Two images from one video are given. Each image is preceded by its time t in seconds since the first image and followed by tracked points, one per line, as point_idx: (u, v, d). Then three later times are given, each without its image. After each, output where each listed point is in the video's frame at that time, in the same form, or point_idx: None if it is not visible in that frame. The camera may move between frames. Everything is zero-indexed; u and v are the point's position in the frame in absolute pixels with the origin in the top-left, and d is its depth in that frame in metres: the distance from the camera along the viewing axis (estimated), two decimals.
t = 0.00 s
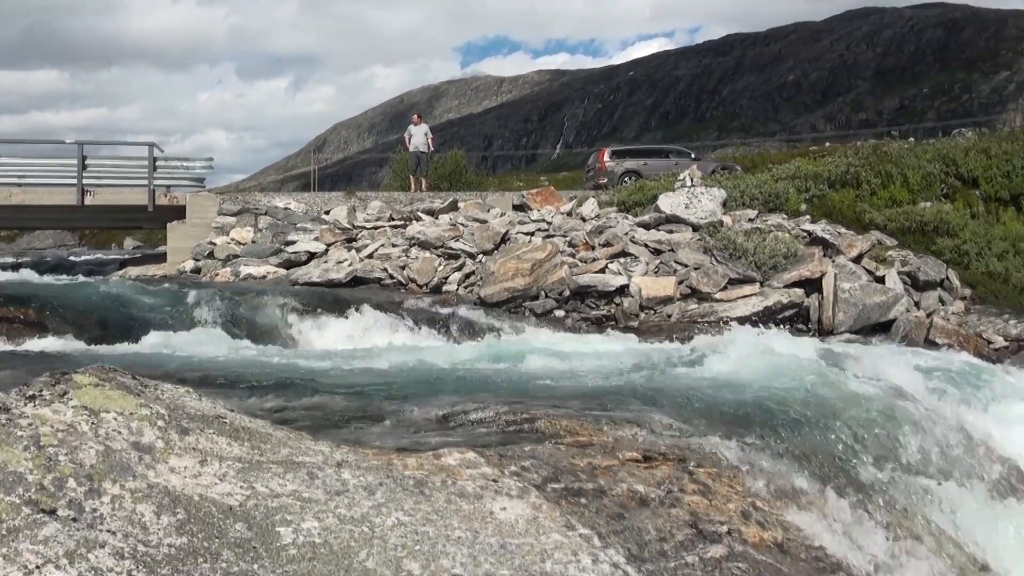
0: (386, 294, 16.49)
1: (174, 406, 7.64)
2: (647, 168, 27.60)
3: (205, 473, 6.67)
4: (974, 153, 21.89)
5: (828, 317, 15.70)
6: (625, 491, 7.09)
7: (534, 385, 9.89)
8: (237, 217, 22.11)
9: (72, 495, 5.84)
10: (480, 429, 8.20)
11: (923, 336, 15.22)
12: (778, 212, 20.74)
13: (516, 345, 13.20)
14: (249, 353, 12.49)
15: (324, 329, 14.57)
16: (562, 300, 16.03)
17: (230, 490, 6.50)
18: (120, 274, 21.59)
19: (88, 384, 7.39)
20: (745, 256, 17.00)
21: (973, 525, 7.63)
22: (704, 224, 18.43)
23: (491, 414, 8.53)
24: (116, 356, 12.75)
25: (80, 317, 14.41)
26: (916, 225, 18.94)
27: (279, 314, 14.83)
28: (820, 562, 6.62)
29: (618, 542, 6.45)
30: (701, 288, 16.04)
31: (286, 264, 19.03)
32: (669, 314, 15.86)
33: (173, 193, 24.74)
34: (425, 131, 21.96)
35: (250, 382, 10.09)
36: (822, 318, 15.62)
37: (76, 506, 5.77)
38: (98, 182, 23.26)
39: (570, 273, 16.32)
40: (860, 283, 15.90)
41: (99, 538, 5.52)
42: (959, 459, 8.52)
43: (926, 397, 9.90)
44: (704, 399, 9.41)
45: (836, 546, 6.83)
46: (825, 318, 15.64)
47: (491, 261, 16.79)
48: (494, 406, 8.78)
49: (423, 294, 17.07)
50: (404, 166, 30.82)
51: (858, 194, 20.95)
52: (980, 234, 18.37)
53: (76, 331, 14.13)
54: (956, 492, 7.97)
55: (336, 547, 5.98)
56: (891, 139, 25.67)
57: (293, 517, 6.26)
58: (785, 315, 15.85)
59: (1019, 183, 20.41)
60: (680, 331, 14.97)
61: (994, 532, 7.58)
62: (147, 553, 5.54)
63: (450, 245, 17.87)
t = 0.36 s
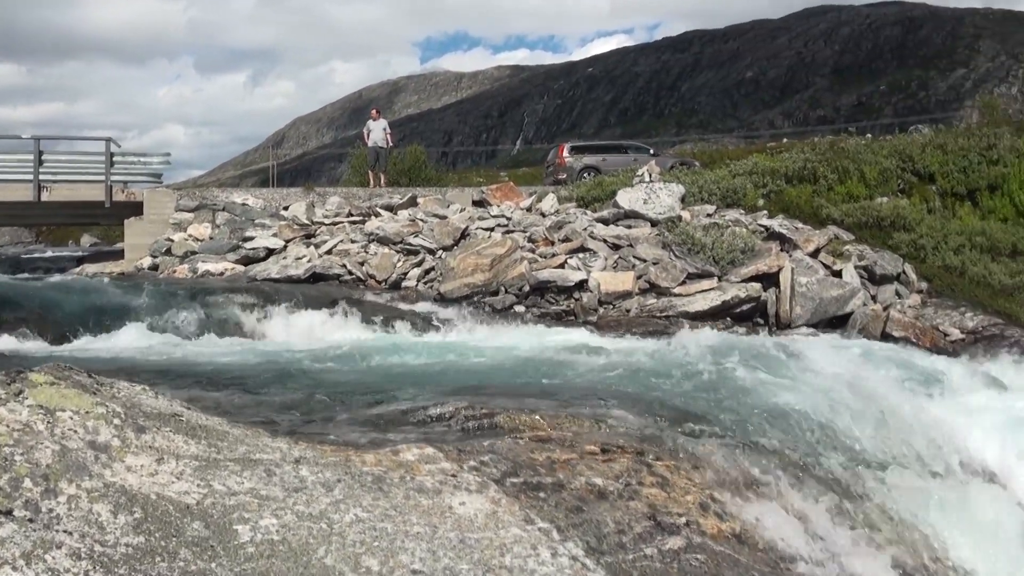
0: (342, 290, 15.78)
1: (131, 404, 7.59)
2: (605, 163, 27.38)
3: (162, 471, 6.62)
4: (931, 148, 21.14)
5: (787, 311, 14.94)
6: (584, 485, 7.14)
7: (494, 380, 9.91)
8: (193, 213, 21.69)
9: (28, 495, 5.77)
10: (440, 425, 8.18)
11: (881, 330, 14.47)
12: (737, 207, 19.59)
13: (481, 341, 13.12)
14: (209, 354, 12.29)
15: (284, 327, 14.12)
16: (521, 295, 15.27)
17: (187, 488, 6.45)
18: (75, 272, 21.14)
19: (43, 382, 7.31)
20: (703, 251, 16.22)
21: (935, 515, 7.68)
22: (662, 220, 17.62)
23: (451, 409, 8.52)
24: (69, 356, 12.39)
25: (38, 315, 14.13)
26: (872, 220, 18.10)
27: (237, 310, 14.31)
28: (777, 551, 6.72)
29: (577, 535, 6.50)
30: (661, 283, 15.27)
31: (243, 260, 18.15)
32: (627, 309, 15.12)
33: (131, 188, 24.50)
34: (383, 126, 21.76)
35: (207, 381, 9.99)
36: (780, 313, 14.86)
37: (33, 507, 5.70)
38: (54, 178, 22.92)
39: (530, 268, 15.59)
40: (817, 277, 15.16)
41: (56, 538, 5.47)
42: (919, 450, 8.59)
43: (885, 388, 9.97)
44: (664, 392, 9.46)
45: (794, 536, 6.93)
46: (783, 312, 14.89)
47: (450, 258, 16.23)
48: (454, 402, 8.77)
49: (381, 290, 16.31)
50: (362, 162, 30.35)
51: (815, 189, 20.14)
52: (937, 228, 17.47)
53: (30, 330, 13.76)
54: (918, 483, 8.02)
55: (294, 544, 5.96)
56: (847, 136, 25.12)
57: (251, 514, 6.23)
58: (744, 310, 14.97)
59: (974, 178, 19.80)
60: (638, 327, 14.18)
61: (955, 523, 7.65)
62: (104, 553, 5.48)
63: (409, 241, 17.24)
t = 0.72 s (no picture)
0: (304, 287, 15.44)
1: (90, 403, 7.54)
2: (567, 159, 27.28)
3: (122, 470, 6.58)
4: (889, 144, 20.88)
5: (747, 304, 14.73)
6: (546, 479, 7.19)
7: (456, 374, 9.92)
8: (154, 209, 21.40)
9: None
10: (403, 421, 8.20)
11: (840, 323, 14.38)
12: (697, 202, 19.53)
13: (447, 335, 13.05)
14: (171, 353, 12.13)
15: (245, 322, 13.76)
16: (484, 290, 15.23)
17: (147, 487, 6.42)
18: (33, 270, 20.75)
19: None
20: (664, 246, 16.05)
21: (905, 510, 7.69)
22: (623, 215, 17.50)
23: (413, 405, 8.56)
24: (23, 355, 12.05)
25: None
26: (832, 214, 18.05)
27: (196, 305, 13.95)
28: (738, 541, 6.79)
29: (539, 529, 6.54)
30: (622, 277, 15.31)
31: (204, 257, 17.81)
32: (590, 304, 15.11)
33: (90, 185, 24.05)
34: (344, 121, 21.63)
35: (165, 380, 9.92)
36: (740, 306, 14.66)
37: None
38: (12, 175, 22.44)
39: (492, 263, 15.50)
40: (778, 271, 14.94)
41: (15, 539, 5.42)
42: (888, 444, 8.61)
43: (855, 384, 10.00)
44: (629, 385, 9.50)
45: (756, 526, 7.00)
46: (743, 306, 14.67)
47: (412, 252, 16.07)
48: (418, 397, 8.80)
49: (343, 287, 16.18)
50: (323, 157, 30.04)
51: (775, 185, 19.99)
52: (896, 223, 17.39)
53: None
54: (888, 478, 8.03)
55: (255, 543, 5.94)
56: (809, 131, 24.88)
57: (212, 513, 6.21)
58: (705, 304, 14.91)
59: (933, 172, 19.49)
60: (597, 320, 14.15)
61: (925, 518, 7.66)
62: (65, 554, 5.44)
63: (371, 237, 17.07)
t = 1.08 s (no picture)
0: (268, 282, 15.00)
1: (52, 400, 7.46)
2: (533, 152, 27.12)
3: (85, 468, 6.52)
4: (853, 138, 20.96)
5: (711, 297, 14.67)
6: (511, 472, 7.22)
7: (423, 367, 9.90)
8: (117, 204, 21.19)
9: None
10: (366, 417, 8.17)
11: (803, 315, 14.36)
12: (661, 196, 19.26)
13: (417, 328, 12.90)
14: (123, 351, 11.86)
15: (210, 319, 13.36)
16: (449, 284, 14.77)
17: (110, 484, 6.37)
18: None
19: None
20: (629, 238, 15.92)
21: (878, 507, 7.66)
22: (588, 209, 17.38)
23: (378, 400, 8.53)
24: None
25: None
26: (796, 207, 17.99)
27: (160, 303, 13.64)
28: (703, 532, 6.85)
29: (505, 522, 6.58)
30: (587, 271, 15.00)
31: (167, 253, 16.95)
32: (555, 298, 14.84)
33: (52, 179, 23.66)
34: (308, 114, 21.48)
35: (124, 377, 9.79)
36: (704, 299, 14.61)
37: None
38: None
39: (457, 257, 15.07)
40: (741, 264, 14.90)
41: None
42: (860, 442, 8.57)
43: (826, 381, 9.97)
44: (600, 380, 9.48)
45: (720, 515, 7.07)
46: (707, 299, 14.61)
47: (376, 246, 15.50)
48: (381, 392, 8.77)
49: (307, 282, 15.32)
50: (285, 151, 29.73)
51: (738, 179, 19.78)
52: (859, 216, 17.46)
53: None
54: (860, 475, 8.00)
55: (219, 539, 5.91)
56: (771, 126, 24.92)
57: (175, 509, 6.18)
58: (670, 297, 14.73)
59: (896, 166, 19.66)
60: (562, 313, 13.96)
61: (897, 514, 7.63)
62: (28, 552, 5.39)
63: (335, 231, 16.32)
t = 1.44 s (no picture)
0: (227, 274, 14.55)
1: (7, 396, 7.36)
2: (494, 144, 26.99)
3: (42, 465, 6.43)
4: (811, 130, 21.24)
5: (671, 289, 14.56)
6: (473, 464, 7.24)
7: (388, 357, 9.85)
8: (74, 196, 20.83)
9: None
10: (326, 410, 8.16)
11: (762, 305, 14.39)
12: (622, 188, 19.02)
13: (383, 321, 12.77)
14: (89, 350, 11.61)
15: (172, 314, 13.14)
16: (410, 277, 14.50)
17: (68, 481, 6.29)
18: None
19: None
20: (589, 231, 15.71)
21: (847, 507, 7.69)
22: (549, 201, 16.98)
23: (338, 393, 8.51)
24: None
25: None
26: (754, 199, 18.12)
27: (118, 296, 13.30)
28: (663, 521, 6.92)
29: (466, 514, 6.59)
30: (547, 262, 14.82)
31: (125, 246, 16.39)
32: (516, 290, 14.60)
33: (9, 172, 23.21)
34: (267, 106, 21.32)
35: (80, 373, 9.66)
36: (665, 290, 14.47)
37: None
38: None
39: (417, 250, 14.84)
40: (701, 255, 14.85)
41: None
42: (831, 434, 8.56)
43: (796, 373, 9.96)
44: (565, 371, 9.47)
45: (680, 504, 7.13)
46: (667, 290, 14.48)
47: (336, 239, 15.11)
48: (342, 384, 8.76)
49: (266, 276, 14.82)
50: (245, 143, 29.39)
51: (697, 170, 19.99)
52: (817, 208, 17.67)
53: None
54: (830, 472, 8.02)
55: (179, 535, 5.86)
56: (730, 119, 25.08)
57: (134, 505, 6.11)
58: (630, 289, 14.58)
59: (854, 158, 19.77)
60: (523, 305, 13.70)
61: (867, 513, 7.67)
62: None
63: (294, 223, 15.84)
